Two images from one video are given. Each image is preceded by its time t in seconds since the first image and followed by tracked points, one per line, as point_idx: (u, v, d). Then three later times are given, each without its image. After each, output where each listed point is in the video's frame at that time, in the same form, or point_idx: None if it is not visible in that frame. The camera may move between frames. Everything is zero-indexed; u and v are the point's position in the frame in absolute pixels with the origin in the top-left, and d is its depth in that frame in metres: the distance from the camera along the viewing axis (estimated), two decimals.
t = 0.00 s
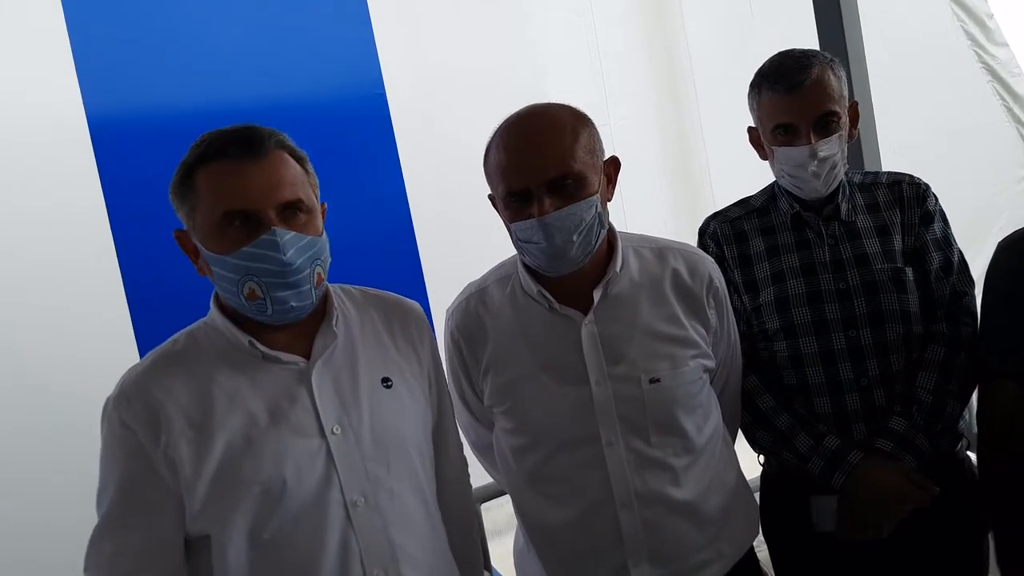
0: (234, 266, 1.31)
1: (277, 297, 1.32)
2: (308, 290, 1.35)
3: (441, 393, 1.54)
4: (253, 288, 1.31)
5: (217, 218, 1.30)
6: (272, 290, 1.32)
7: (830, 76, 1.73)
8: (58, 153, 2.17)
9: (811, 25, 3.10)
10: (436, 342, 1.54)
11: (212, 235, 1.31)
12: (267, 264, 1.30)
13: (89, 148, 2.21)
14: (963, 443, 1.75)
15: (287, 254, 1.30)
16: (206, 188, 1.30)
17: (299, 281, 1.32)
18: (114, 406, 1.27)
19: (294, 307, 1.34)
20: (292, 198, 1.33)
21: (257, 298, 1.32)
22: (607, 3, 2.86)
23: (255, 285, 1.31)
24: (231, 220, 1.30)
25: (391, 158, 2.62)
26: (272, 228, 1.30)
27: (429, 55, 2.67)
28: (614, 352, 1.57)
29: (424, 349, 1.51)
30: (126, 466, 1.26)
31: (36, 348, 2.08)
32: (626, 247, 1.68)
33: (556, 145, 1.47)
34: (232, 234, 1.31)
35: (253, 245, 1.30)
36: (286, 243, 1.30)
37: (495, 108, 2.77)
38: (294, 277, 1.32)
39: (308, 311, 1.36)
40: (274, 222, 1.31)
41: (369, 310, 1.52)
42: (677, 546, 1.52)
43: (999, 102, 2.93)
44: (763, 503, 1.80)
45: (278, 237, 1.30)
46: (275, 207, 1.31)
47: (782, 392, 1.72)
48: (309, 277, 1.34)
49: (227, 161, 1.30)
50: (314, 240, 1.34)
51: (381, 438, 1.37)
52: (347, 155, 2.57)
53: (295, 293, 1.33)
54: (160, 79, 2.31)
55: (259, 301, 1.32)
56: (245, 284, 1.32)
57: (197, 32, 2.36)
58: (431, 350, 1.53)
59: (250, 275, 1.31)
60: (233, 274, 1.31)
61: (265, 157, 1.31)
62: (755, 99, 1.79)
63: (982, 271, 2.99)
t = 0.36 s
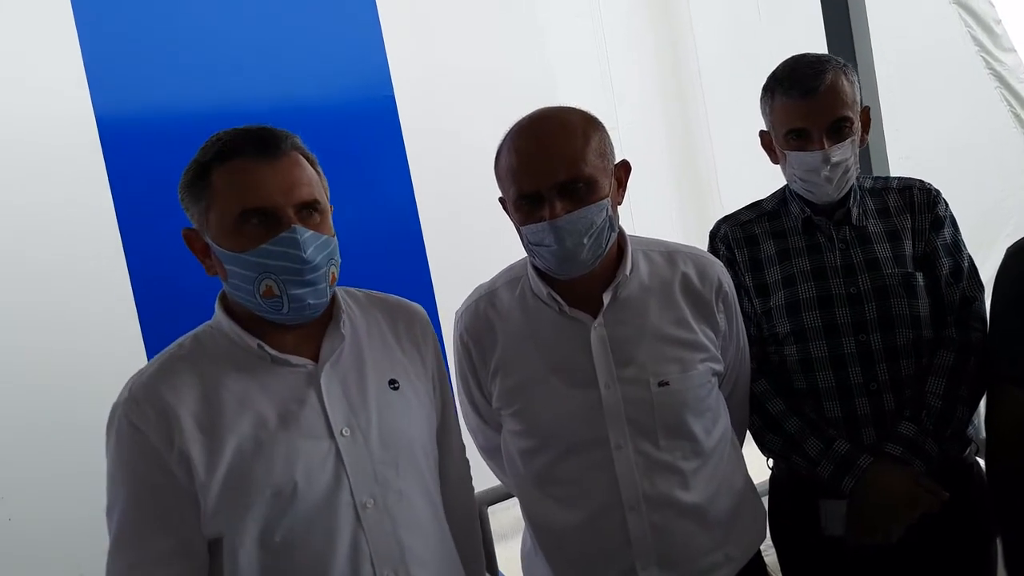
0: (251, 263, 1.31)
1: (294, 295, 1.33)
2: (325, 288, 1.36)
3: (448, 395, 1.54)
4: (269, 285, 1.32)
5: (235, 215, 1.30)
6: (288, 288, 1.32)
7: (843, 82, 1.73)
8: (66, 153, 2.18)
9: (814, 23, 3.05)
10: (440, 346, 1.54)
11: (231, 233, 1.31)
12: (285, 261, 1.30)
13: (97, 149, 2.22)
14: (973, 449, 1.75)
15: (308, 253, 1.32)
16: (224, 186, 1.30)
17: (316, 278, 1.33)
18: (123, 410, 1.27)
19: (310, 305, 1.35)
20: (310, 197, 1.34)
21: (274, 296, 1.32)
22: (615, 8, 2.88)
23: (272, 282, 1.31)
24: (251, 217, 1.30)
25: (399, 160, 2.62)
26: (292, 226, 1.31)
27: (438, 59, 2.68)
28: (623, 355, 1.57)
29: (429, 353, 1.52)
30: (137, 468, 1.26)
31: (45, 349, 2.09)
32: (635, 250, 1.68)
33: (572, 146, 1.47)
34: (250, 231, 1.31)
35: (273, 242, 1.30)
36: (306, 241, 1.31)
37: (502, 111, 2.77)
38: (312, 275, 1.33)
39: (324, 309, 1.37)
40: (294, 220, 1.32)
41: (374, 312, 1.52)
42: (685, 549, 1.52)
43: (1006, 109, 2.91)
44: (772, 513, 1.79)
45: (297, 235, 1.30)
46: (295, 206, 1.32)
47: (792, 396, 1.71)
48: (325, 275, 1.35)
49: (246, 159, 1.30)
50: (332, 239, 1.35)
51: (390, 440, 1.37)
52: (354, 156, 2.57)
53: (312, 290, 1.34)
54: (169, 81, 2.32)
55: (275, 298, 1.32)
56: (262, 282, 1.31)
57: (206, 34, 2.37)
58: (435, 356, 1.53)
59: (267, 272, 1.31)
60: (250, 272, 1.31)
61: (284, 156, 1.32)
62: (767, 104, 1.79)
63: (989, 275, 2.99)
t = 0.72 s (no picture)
0: (263, 268, 1.32)
1: (305, 299, 1.34)
2: (335, 293, 1.37)
3: (453, 398, 1.54)
4: (281, 290, 1.32)
5: (247, 219, 1.32)
6: (300, 293, 1.33)
7: (853, 87, 1.74)
8: (74, 155, 2.19)
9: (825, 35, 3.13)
10: (445, 351, 1.55)
11: (242, 236, 1.32)
12: (298, 266, 1.31)
13: (105, 151, 2.23)
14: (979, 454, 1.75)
15: (319, 258, 1.33)
16: (238, 190, 1.32)
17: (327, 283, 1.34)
18: (135, 413, 1.27)
19: (321, 309, 1.36)
20: (322, 203, 1.36)
21: (285, 300, 1.33)
22: (620, 12, 2.88)
23: (284, 287, 1.32)
24: (262, 221, 1.32)
25: (404, 162, 2.63)
26: (302, 230, 1.32)
27: (444, 61, 2.69)
28: (629, 359, 1.57)
29: (434, 356, 1.53)
30: (149, 472, 1.26)
31: (51, 349, 2.09)
32: (641, 255, 1.69)
33: (581, 152, 1.49)
34: (262, 235, 1.32)
35: (285, 246, 1.31)
36: (318, 246, 1.32)
37: (507, 114, 2.77)
38: (322, 280, 1.34)
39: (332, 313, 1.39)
40: (304, 225, 1.33)
41: (381, 315, 1.52)
42: (691, 554, 1.52)
43: (1010, 114, 2.93)
44: (778, 511, 1.81)
45: (309, 240, 1.31)
46: (306, 210, 1.33)
47: (800, 401, 1.72)
48: (334, 280, 1.37)
49: (259, 164, 1.32)
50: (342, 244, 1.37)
51: (398, 442, 1.38)
52: (361, 159, 2.58)
53: (323, 295, 1.35)
54: (176, 84, 2.33)
55: (287, 303, 1.33)
56: (273, 286, 1.32)
57: (213, 37, 2.38)
58: (441, 359, 1.54)
59: (279, 277, 1.32)
60: (262, 277, 1.33)
61: (296, 162, 1.34)
62: (776, 108, 1.80)
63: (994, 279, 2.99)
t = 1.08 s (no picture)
0: (245, 275, 1.32)
1: (288, 305, 1.33)
2: (319, 298, 1.36)
3: (454, 400, 1.54)
4: (264, 296, 1.33)
5: (229, 225, 1.32)
6: (282, 299, 1.33)
7: (854, 91, 1.74)
8: (76, 159, 2.19)
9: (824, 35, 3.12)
10: (448, 352, 1.54)
11: (225, 242, 1.33)
12: (279, 272, 1.31)
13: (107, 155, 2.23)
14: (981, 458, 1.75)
15: (299, 263, 1.31)
16: (219, 195, 1.32)
17: (310, 289, 1.33)
18: (131, 419, 1.27)
19: (305, 315, 1.35)
20: (305, 208, 1.34)
21: (268, 306, 1.33)
22: (621, 15, 2.88)
23: (267, 293, 1.32)
24: (243, 227, 1.32)
25: (405, 166, 2.63)
26: (282, 236, 1.31)
27: (445, 65, 2.69)
28: (629, 363, 1.57)
29: (436, 359, 1.52)
30: (142, 476, 1.26)
31: (53, 353, 2.09)
32: (642, 259, 1.69)
33: (572, 157, 1.48)
34: (243, 241, 1.32)
35: (265, 252, 1.31)
36: (298, 252, 1.31)
37: (509, 117, 2.78)
38: (305, 286, 1.33)
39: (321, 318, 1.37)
40: (285, 231, 1.32)
41: (381, 319, 1.52)
42: (693, 557, 1.52)
43: (1011, 116, 2.93)
44: (781, 515, 1.81)
45: (289, 246, 1.30)
46: (287, 216, 1.32)
47: (802, 405, 1.72)
48: (320, 286, 1.35)
49: (241, 169, 1.32)
50: (326, 250, 1.35)
51: (394, 446, 1.37)
52: (362, 163, 2.59)
53: (306, 301, 1.34)
54: (178, 89, 2.34)
55: (270, 308, 1.33)
56: (257, 292, 1.33)
57: (214, 42, 2.38)
58: (444, 363, 1.53)
59: (262, 282, 1.32)
60: (245, 283, 1.33)
61: (279, 166, 1.33)
62: (777, 112, 1.80)
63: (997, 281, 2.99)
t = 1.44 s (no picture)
0: (238, 273, 1.33)
1: (280, 304, 1.33)
2: (311, 297, 1.35)
3: (456, 401, 1.53)
4: (256, 294, 1.33)
5: (223, 225, 1.33)
6: (274, 297, 1.33)
7: (861, 91, 1.74)
8: (79, 160, 2.19)
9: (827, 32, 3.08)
10: (453, 354, 1.54)
11: (220, 242, 1.34)
12: (268, 270, 1.31)
13: (112, 156, 2.24)
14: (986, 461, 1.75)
15: (288, 261, 1.31)
16: (214, 196, 1.33)
17: (300, 288, 1.33)
18: (136, 411, 1.28)
19: (297, 313, 1.35)
20: (299, 207, 1.34)
21: (261, 305, 1.34)
22: (626, 17, 2.88)
23: (259, 291, 1.33)
24: (236, 228, 1.32)
25: (409, 167, 2.64)
26: (273, 236, 1.31)
27: (451, 66, 2.69)
28: (633, 365, 1.57)
29: (440, 360, 1.51)
30: (145, 471, 1.27)
31: (56, 353, 2.10)
32: (646, 261, 1.68)
33: (572, 157, 1.48)
34: (237, 241, 1.33)
35: (255, 252, 1.31)
36: (288, 250, 1.31)
37: (513, 118, 2.78)
38: (295, 284, 1.32)
39: (314, 317, 1.37)
40: (276, 230, 1.32)
41: (385, 320, 1.52)
42: (696, 559, 1.52)
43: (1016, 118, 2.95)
44: (784, 518, 1.80)
45: (278, 245, 1.30)
46: (278, 216, 1.32)
47: (807, 408, 1.71)
48: (312, 284, 1.34)
49: (235, 170, 1.32)
50: (318, 249, 1.34)
51: (395, 447, 1.37)
52: (365, 164, 2.59)
53: (298, 299, 1.34)
54: (182, 89, 2.34)
55: (263, 307, 1.34)
56: (249, 290, 1.34)
57: (219, 43, 2.39)
58: (448, 364, 1.52)
59: (254, 281, 1.33)
60: (240, 281, 1.34)
61: (273, 165, 1.33)
62: (783, 113, 1.80)
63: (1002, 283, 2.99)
